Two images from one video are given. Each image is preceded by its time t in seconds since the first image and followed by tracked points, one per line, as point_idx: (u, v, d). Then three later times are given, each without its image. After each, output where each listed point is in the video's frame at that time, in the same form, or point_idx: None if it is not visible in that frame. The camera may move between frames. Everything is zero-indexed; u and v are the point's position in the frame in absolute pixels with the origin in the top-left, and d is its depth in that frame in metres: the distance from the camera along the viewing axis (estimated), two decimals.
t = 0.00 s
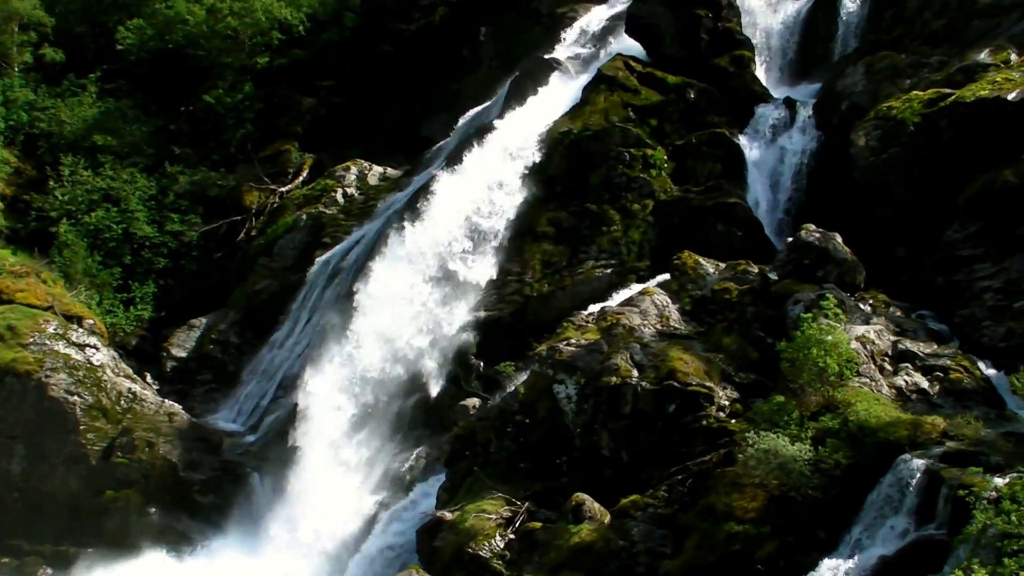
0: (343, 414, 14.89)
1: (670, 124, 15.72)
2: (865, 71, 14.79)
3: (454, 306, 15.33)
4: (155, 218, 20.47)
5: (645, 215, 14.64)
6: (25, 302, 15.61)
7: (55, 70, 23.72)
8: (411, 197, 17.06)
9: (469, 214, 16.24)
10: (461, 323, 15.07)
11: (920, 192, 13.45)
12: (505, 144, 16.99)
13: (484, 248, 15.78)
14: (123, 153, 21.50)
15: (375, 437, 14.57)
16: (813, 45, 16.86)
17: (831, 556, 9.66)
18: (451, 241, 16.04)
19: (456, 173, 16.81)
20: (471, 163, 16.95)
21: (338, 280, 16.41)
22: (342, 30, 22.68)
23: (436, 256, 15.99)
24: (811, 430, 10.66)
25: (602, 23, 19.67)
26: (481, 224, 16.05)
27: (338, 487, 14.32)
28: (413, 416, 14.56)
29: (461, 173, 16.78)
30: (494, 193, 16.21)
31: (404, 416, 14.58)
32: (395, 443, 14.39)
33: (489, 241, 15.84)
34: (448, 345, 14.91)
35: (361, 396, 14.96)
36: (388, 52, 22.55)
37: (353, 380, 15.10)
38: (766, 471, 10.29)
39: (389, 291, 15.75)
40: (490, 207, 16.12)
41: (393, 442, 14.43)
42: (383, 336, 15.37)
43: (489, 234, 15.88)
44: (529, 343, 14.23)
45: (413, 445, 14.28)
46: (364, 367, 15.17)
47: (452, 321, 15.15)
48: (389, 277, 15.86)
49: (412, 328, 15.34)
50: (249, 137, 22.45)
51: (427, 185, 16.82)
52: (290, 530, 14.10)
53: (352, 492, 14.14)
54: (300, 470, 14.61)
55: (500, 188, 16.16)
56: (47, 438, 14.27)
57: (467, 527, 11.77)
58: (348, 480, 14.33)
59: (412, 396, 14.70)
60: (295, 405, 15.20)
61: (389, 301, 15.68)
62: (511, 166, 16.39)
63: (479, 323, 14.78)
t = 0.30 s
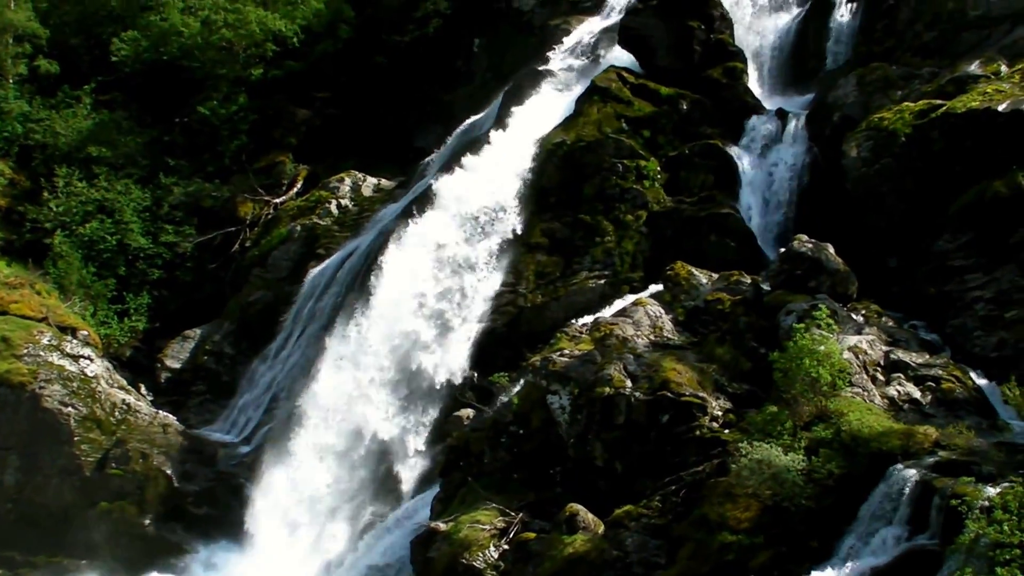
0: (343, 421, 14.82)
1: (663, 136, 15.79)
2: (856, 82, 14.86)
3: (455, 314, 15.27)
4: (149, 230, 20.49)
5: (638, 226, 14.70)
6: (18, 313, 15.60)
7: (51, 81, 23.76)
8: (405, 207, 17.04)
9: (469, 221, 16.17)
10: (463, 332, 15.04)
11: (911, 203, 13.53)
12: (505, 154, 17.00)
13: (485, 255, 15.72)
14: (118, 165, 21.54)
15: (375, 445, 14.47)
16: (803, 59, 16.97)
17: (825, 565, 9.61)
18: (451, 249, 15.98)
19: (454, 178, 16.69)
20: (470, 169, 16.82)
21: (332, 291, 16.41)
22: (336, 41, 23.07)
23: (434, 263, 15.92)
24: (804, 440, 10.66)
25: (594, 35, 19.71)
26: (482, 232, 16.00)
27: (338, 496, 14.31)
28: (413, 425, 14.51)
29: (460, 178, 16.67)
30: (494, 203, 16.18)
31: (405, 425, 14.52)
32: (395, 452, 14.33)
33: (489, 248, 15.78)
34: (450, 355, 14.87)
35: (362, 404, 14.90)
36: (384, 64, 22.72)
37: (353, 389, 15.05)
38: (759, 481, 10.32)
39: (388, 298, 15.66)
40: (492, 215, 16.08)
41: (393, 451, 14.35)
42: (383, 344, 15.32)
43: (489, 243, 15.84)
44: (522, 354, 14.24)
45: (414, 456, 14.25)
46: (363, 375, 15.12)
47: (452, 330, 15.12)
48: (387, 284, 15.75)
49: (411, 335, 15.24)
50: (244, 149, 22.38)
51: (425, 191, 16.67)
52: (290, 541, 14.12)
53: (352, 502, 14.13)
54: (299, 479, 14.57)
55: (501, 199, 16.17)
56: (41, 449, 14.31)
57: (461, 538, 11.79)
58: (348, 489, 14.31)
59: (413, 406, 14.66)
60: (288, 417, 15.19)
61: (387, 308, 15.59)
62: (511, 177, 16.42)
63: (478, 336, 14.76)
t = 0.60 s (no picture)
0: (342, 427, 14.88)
1: (656, 147, 15.85)
2: (847, 94, 14.98)
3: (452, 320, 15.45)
4: (143, 241, 20.54)
5: (631, 237, 14.75)
6: (12, 324, 15.65)
7: (45, 93, 23.77)
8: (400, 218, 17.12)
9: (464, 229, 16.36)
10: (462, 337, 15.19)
11: (903, 213, 13.58)
12: (493, 164, 17.20)
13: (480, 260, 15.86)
14: (112, 176, 21.56)
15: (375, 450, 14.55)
16: (797, 65, 16.99)
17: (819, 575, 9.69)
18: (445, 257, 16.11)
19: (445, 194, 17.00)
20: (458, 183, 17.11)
21: (327, 300, 16.44)
22: (330, 53, 23.08)
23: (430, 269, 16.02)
24: (797, 450, 10.76)
25: (588, 47, 19.89)
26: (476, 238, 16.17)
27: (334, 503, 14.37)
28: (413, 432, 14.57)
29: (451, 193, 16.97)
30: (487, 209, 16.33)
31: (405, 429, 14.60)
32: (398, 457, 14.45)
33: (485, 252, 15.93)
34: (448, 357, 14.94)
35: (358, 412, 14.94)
36: (378, 77, 23.19)
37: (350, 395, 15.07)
38: (753, 492, 10.37)
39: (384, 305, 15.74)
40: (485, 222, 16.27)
41: (394, 455, 14.46)
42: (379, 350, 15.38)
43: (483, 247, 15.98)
44: (516, 364, 14.26)
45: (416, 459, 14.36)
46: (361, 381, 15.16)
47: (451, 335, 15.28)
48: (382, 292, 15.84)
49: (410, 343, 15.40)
50: (238, 160, 22.55)
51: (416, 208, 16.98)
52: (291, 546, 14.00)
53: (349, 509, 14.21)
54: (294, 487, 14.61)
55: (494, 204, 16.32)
56: (35, 461, 14.38)
57: (455, 549, 11.79)
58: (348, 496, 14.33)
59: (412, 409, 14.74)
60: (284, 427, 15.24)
61: (383, 315, 15.65)
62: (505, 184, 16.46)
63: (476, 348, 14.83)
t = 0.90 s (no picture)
0: (339, 431, 14.83)
1: (649, 158, 15.90)
2: (840, 104, 15.06)
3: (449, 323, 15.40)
4: (138, 252, 20.56)
5: (625, 248, 14.78)
6: (6, 335, 15.67)
7: (40, 105, 23.76)
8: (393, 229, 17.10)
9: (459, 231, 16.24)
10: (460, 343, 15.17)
11: (894, 224, 13.65)
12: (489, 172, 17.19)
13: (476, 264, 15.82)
14: (106, 188, 21.54)
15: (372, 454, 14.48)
16: (788, 79, 17.10)
17: None
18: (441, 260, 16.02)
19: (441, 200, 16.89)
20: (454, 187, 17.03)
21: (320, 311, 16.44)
22: (325, 65, 23.42)
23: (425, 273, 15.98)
24: (790, 460, 10.70)
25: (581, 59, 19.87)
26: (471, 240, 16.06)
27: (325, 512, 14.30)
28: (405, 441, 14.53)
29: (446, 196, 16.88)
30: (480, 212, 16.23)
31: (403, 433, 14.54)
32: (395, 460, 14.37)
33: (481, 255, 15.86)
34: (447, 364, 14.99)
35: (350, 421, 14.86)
36: (372, 88, 23.42)
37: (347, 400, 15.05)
38: (746, 502, 10.34)
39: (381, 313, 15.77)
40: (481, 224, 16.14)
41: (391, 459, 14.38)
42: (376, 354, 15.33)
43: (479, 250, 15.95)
44: (510, 376, 14.29)
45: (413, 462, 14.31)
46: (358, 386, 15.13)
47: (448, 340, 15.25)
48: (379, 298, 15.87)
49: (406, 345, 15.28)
50: (232, 171, 22.66)
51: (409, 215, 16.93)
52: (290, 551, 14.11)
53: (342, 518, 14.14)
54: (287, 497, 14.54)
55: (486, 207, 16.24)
56: (29, 472, 14.31)
57: (449, 560, 11.75)
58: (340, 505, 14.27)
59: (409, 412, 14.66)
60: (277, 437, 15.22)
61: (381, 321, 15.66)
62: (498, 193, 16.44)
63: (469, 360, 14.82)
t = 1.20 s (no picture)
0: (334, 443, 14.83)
1: (643, 170, 15.95)
2: (832, 116, 15.13)
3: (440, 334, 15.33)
4: (132, 264, 20.59)
5: (618, 259, 14.83)
6: None
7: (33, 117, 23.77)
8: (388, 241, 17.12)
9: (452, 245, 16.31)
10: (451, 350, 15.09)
11: (887, 235, 13.72)
12: (483, 187, 17.25)
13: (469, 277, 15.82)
14: (101, 200, 21.57)
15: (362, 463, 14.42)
16: (782, 91, 17.05)
17: None
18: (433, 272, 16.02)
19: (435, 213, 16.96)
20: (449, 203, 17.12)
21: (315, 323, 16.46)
22: (318, 77, 23.58)
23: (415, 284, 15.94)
24: (784, 470, 10.77)
25: (574, 70, 19.88)
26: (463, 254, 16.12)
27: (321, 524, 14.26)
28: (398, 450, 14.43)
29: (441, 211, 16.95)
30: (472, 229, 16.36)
31: (394, 441, 14.46)
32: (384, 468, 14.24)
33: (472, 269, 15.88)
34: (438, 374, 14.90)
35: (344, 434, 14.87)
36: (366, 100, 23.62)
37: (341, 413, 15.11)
38: (739, 513, 10.40)
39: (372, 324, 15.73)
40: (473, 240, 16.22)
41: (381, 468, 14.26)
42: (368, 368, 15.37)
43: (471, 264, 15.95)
44: (503, 388, 14.15)
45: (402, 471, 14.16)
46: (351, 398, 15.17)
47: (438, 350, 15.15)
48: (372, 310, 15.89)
49: (398, 356, 15.28)
50: (226, 183, 22.76)
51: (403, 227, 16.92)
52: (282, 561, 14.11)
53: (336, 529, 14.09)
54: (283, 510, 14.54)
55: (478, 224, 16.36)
56: (22, 483, 14.29)
57: (443, 570, 11.69)
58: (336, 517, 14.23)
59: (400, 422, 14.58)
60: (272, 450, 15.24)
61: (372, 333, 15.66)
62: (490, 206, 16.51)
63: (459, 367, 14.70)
